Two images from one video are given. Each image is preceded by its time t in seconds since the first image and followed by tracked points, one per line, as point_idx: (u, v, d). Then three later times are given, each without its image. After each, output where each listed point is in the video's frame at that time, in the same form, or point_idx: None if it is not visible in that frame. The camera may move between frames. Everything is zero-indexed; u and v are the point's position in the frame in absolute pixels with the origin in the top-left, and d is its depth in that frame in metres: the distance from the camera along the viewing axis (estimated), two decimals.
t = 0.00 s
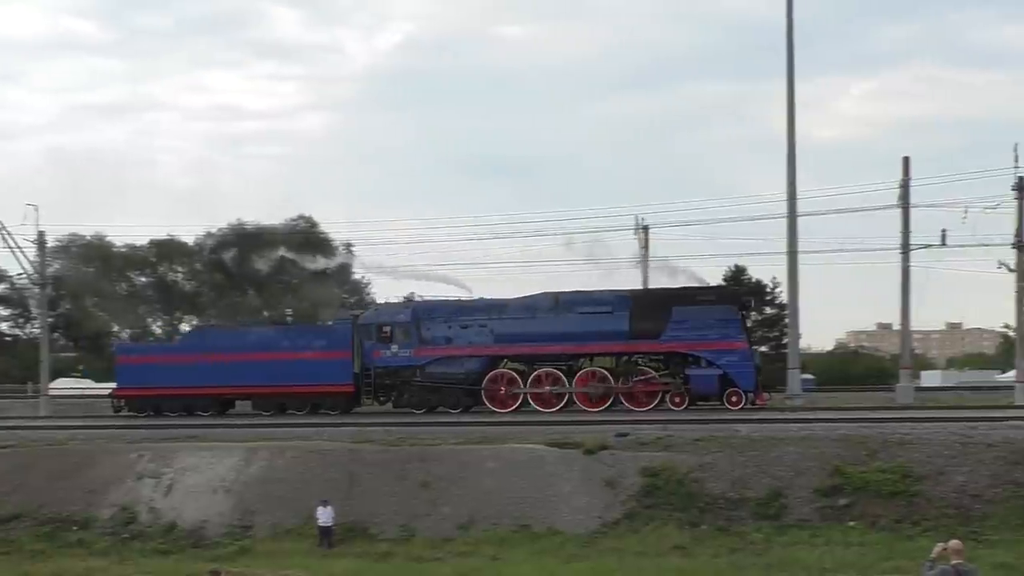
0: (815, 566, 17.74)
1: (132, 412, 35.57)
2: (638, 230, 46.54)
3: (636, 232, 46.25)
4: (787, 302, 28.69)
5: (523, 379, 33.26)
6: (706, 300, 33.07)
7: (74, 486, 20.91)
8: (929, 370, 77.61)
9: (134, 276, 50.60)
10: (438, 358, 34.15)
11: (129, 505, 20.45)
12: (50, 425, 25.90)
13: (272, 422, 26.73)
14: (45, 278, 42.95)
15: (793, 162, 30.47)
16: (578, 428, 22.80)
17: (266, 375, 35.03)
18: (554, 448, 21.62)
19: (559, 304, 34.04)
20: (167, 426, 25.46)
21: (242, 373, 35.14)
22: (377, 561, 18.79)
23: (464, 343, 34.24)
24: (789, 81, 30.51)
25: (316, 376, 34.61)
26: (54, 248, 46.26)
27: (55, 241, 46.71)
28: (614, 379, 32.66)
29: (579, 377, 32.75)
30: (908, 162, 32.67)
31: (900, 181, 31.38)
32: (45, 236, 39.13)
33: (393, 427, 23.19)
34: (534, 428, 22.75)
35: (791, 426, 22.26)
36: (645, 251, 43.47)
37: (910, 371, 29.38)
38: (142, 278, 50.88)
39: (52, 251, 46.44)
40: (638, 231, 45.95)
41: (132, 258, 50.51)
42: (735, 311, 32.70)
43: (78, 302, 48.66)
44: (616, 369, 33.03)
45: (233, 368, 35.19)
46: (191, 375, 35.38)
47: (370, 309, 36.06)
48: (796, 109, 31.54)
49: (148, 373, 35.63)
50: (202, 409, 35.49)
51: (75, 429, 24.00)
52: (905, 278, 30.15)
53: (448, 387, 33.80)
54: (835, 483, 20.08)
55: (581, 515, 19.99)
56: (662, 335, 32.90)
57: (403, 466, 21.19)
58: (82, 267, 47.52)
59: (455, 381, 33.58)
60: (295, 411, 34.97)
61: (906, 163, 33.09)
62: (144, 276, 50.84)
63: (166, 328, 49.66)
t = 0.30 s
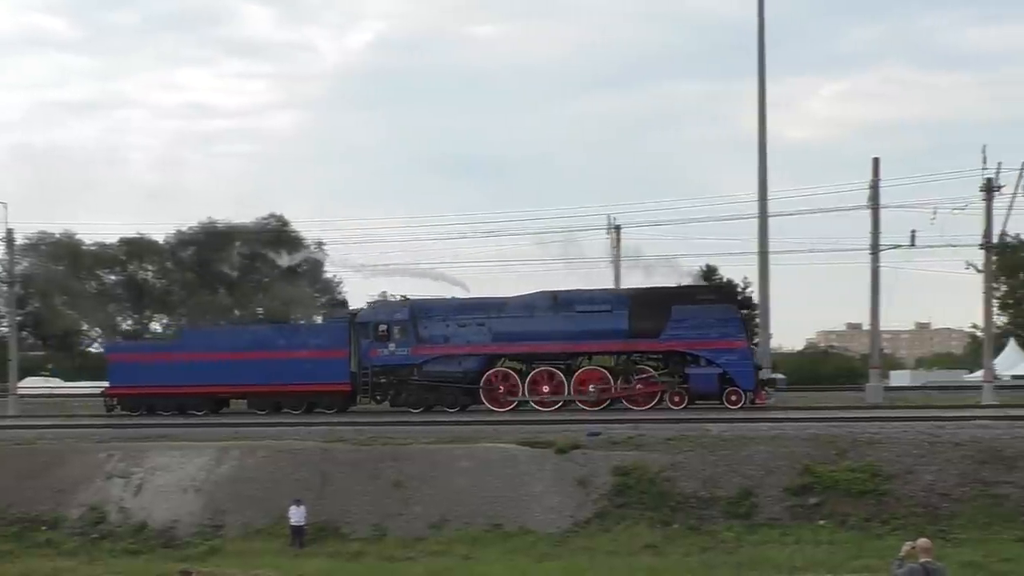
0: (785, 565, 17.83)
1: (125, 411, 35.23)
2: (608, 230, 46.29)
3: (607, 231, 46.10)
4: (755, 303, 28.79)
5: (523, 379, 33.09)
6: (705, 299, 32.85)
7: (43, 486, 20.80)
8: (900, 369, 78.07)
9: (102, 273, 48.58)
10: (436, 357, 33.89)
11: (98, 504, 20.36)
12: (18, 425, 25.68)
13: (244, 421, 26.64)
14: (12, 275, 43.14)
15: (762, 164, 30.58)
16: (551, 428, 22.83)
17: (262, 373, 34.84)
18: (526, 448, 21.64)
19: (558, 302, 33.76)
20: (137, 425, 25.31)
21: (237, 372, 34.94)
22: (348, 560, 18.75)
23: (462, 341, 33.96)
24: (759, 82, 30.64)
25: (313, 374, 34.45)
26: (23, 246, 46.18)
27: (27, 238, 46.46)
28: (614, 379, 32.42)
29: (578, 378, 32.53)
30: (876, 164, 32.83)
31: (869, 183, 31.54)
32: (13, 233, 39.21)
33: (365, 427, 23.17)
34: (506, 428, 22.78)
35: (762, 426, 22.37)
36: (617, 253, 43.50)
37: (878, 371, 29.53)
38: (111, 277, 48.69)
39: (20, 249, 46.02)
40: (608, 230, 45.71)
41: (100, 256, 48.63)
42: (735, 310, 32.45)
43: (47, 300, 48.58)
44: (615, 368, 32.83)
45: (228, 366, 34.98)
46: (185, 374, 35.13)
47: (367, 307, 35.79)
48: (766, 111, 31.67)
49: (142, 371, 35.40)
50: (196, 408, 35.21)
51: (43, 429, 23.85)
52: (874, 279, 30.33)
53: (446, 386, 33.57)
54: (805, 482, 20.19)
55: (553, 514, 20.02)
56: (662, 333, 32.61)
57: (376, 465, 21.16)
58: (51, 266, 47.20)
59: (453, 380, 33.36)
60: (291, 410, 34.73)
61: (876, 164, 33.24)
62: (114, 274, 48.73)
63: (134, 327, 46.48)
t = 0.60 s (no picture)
0: (756, 564, 17.88)
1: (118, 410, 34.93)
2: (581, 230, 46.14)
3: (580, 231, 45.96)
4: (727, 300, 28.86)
5: (523, 380, 32.90)
6: (706, 298, 32.80)
7: (11, 486, 20.71)
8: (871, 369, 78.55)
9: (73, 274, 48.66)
10: (434, 356, 34.00)
11: (68, 504, 20.25)
12: None
13: (217, 421, 26.55)
14: None
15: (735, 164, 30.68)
16: (523, 428, 22.85)
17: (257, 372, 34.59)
18: (499, 447, 21.64)
19: (557, 301, 33.75)
20: (107, 425, 25.19)
21: (232, 371, 34.66)
22: (320, 560, 18.69)
23: (460, 341, 34.02)
24: (732, 82, 30.75)
25: (309, 374, 34.24)
26: None
27: None
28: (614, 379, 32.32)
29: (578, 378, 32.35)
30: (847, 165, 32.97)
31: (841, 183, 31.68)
32: None
33: (338, 427, 23.13)
34: (479, 428, 22.79)
35: (734, 426, 22.48)
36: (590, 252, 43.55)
37: (849, 371, 29.75)
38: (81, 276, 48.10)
39: None
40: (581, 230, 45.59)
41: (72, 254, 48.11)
42: (736, 309, 32.42)
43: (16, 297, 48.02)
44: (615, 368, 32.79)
45: (222, 366, 34.65)
46: (178, 373, 34.79)
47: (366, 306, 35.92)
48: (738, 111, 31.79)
49: (135, 370, 35.05)
50: (191, 407, 34.99)
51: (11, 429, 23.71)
52: (845, 279, 30.50)
53: (444, 385, 33.68)
54: (776, 481, 20.27)
55: (525, 514, 20.04)
56: (662, 332, 32.58)
57: (348, 465, 21.11)
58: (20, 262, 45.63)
59: (451, 379, 33.50)
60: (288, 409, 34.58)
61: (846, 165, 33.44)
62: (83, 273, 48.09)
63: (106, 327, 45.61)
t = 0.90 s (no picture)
0: (729, 563, 17.94)
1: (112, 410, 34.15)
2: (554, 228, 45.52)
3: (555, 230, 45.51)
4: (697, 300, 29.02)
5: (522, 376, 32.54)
6: (706, 296, 32.67)
7: None
8: (843, 369, 78.82)
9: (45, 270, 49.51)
10: (435, 355, 33.48)
11: (39, 505, 20.19)
12: None
13: (191, 420, 26.49)
14: None
15: (708, 165, 30.74)
16: (497, 428, 22.87)
17: (254, 370, 33.86)
18: (473, 446, 21.65)
19: (559, 300, 33.39)
20: (79, 424, 25.09)
21: (228, 370, 33.94)
22: (294, 560, 18.65)
23: (461, 340, 33.52)
24: (704, 82, 30.82)
25: (307, 372, 33.55)
26: None
27: None
28: (615, 377, 32.15)
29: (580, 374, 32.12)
30: (819, 166, 33.07)
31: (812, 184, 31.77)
32: None
33: (312, 427, 23.09)
34: (454, 428, 22.81)
35: (707, 426, 22.56)
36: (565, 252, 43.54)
37: (822, 371, 29.90)
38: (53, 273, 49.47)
39: None
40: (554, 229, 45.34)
41: (42, 253, 49.36)
42: (737, 308, 32.31)
43: None
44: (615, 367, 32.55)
45: (219, 365, 33.91)
46: (173, 372, 34.00)
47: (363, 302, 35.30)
48: (711, 112, 31.87)
49: (128, 369, 34.18)
50: (186, 406, 34.29)
51: None
52: (816, 279, 30.64)
53: (444, 384, 33.26)
54: (749, 480, 20.36)
55: (499, 513, 20.06)
56: (663, 331, 32.41)
57: (322, 464, 21.07)
58: None
59: (451, 378, 33.04)
60: (286, 408, 33.99)
61: (818, 165, 33.54)
62: (55, 271, 49.29)
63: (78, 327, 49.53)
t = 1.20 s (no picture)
0: (703, 561, 17.95)
1: (109, 411, 34.01)
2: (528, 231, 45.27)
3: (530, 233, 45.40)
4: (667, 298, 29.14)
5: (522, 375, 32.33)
6: (707, 296, 32.72)
7: None
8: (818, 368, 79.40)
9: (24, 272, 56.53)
10: (435, 355, 33.25)
11: (11, 508, 20.15)
12: None
13: (166, 420, 26.41)
14: None
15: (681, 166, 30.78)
16: (473, 428, 22.88)
17: (253, 371, 33.73)
18: (448, 446, 21.63)
19: (560, 300, 33.34)
20: (52, 425, 25.02)
21: (227, 370, 33.84)
22: (268, 561, 18.58)
23: (462, 340, 33.35)
24: (677, 82, 30.92)
25: (307, 373, 33.41)
26: None
27: None
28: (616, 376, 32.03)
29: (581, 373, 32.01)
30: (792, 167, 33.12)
31: (784, 185, 31.84)
32: None
33: (287, 428, 23.02)
34: (429, 429, 22.82)
35: (682, 425, 22.63)
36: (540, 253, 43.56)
37: (797, 370, 30.00)
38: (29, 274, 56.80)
39: None
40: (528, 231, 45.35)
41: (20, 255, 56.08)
42: (738, 307, 32.35)
43: None
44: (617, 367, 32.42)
45: (219, 365, 33.86)
46: (172, 372, 33.93)
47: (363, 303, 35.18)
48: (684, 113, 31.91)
49: (126, 370, 34.12)
50: (184, 408, 34.13)
51: None
52: (790, 279, 30.75)
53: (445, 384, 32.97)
54: (723, 479, 20.42)
55: (474, 513, 20.05)
56: (664, 330, 32.39)
57: (296, 465, 21.01)
58: None
59: (452, 378, 32.77)
60: (285, 409, 33.73)
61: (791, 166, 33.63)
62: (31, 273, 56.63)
63: (50, 326, 57.44)
